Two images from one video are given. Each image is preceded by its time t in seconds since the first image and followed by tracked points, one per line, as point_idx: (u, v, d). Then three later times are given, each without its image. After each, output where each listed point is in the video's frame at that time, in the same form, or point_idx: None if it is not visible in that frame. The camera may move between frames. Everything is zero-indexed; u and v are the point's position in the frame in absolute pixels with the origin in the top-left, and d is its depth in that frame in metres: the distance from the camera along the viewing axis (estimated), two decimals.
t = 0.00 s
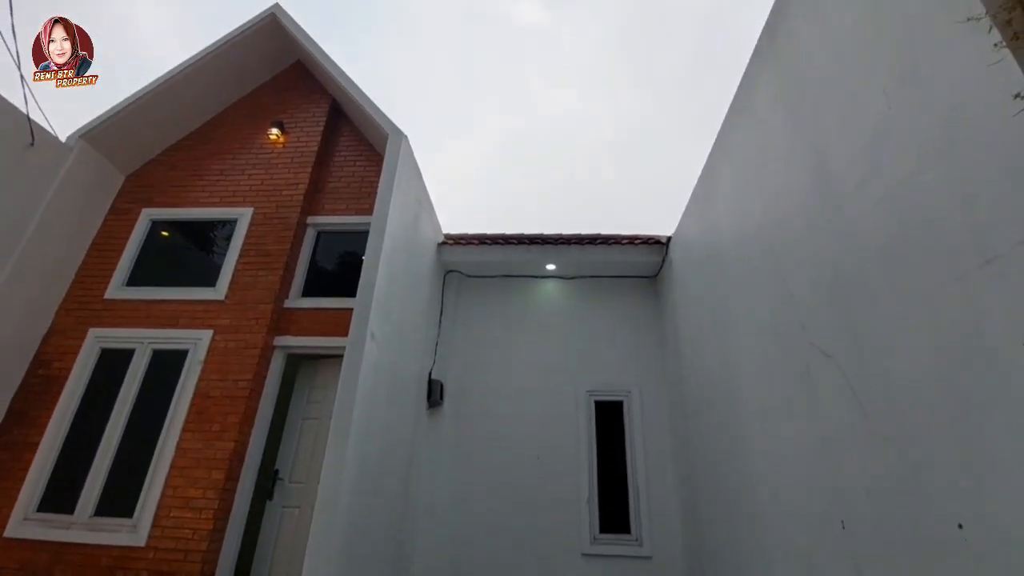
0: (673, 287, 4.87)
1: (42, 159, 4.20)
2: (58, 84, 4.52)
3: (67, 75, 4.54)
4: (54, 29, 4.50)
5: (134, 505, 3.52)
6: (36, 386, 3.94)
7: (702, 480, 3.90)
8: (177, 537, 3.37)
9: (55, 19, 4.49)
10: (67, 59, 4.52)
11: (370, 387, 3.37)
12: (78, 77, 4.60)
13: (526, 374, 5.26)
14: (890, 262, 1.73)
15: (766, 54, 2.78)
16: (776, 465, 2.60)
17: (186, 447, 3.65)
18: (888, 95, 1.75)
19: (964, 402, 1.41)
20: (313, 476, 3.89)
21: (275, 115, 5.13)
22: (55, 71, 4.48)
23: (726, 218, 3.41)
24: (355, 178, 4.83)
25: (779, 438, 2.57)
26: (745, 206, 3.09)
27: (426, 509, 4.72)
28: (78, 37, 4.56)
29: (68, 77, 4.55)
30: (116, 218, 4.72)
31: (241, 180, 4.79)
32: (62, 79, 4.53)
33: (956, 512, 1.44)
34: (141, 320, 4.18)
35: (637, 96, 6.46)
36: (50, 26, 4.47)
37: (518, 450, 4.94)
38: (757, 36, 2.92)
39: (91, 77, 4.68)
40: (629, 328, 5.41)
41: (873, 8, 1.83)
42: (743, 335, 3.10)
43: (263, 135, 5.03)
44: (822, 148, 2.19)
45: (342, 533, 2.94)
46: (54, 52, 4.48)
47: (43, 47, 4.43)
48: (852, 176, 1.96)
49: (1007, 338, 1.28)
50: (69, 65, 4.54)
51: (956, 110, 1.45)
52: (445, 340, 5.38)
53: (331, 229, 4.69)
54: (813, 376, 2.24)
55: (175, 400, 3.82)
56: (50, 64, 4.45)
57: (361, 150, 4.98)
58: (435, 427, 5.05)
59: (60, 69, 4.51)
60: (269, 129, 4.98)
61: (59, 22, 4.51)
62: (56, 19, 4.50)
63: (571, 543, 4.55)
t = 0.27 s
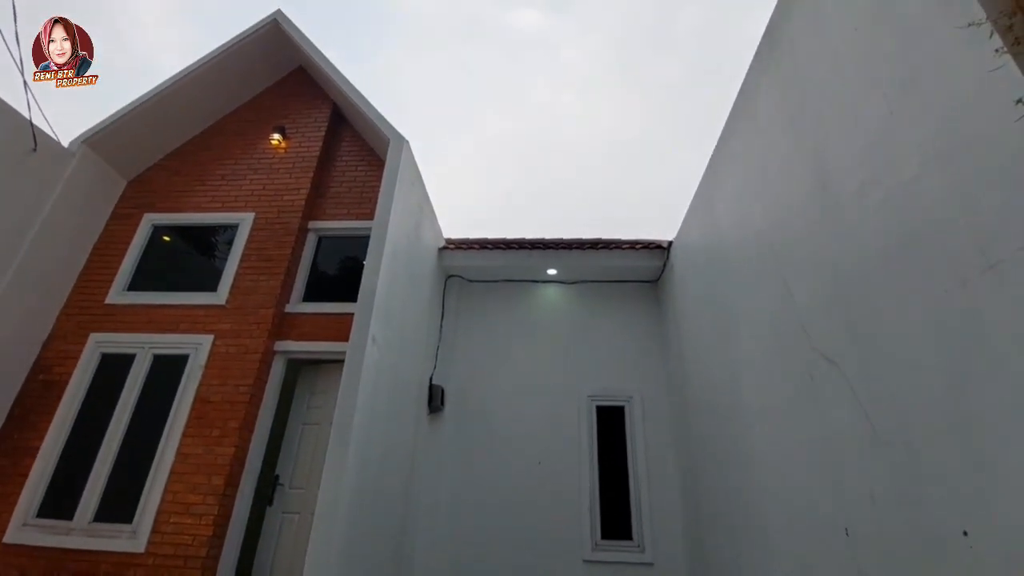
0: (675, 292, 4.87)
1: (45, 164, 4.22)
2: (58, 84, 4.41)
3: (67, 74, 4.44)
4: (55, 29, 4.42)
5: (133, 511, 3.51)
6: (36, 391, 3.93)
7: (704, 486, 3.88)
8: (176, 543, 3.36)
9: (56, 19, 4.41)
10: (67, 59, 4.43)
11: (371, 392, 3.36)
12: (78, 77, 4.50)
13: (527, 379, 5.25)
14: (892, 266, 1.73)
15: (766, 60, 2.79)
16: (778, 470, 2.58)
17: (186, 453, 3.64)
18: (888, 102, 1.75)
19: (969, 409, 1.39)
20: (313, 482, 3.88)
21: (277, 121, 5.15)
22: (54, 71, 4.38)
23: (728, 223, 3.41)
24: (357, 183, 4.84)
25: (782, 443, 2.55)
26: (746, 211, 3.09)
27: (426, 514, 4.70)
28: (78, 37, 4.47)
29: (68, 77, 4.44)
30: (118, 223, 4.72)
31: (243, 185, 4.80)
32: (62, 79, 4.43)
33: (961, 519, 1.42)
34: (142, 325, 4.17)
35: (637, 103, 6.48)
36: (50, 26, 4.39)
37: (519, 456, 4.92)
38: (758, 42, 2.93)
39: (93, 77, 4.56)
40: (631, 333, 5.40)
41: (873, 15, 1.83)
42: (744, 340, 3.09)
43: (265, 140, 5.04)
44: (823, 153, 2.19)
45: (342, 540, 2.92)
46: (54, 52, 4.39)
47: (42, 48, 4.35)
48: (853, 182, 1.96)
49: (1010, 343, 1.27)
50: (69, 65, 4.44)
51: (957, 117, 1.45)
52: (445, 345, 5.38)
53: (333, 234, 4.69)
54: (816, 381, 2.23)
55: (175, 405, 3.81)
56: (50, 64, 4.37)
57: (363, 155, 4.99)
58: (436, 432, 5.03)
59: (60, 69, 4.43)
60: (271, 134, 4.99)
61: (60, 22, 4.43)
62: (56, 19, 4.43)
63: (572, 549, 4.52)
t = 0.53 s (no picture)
0: (678, 294, 4.85)
1: (50, 168, 4.24)
2: (59, 84, 4.38)
3: (67, 74, 4.42)
4: (54, 28, 4.39)
5: (137, 513, 3.51)
6: (41, 393, 3.95)
7: (708, 489, 3.86)
8: (180, 545, 3.36)
9: (56, 19, 4.38)
10: (67, 60, 4.41)
11: (374, 394, 3.36)
12: (78, 77, 4.47)
13: (530, 382, 5.24)
14: (897, 268, 1.71)
15: (769, 61, 2.78)
16: (783, 473, 2.56)
17: (189, 455, 3.64)
18: (892, 102, 1.74)
19: (975, 411, 1.37)
20: (316, 484, 3.87)
21: (281, 124, 5.16)
22: (55, 71, 4.36)
23: (731, 224, 3.40)
24: (360, 186, 4.85)
25: (786, 446, 2.54)
26: (749, 213, 3.08)
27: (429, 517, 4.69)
28: (78, 37, 4.45)
29: (68, 77, 4.42)
30: (123, 225, 4.75)
31: (247, 188, 4.81)
32: (63, 79, 4.40)
33: (968, 524, 1.39)
34: (147, 327, 4.19)
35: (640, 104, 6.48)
36: (50, 26, 4.36)
37: (523, 458, 4.91)
38: (760, 43, 2.93)
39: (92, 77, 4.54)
40: (634, 335, 5.39)
41: (876, 16, 1.82)
42: (748, 342, 3.08)
43: (269, 143, 5.06)
44: (826, 154, 2.18)
45: (345, 542, 2.91)
46: (54, 52, 4.37)
47: (42, 48, 4.32)
48: (857, 183, 1.94)
49: (1017, 344, 1.26)
50: (69, 66, 4.42)
51: (962, 116, 1.44)
52: (448, 347, 5.37)
53: (336, 236, 4.70)
54: (820, 384, 2.21)
55: (179, 407, 3.82)
56: (50, 64, 4.33)
57: (366, 158, 5.00)
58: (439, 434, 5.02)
59: (60, 69, 4.40)
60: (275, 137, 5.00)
61: (59, 21, 4.40)
62: (56, 19, 4.40)
63: (576, 552, 4.50)
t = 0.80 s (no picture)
0: (679, 288, 4.85)
1: (50, 162, 4.23)
2: (58, 84, 4.38)
3: (67, 74, 4.43)
4: (55, 29, 4.42)
5: (140, 506, 3.53)
6: (43, 387, 3.96)
7: (709, 482, 3.87)
8: (183, 538, 3.38)
9: (55, 19, 4.41)
10: (67, 60, 4.43)
11: (375, 388, 3.37)
12: (78, 77, 4.50)
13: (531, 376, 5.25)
14: (898, 261, 1.71)
15: (770, 54, 2.77)
16: (784, 467, 2.57)
17: (192, 448, 3.66)
18: (894, 94, 1.73)
19: (976, 404, 1.37)
20: (319, 478, 3.89)
21: (281, 118, 5.14)
22: (55, 71, 4.37)
23: (732, 219, 3.39)
24: (360, 180, 4.83)
25: (787, 439, 2.54)
26: (750, 207, 3.07)
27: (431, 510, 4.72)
28: (77, 38, 4.48)
29: (68, 76, 4.43)
30: (123, 220, 4.74)
31: (247, 183, 4.80)
32: (63, 79, 4.41)
33: (969, 515, 1.40)
34: (148, 321, 4.19)
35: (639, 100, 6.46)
36: (50, 26, 4.38)
37: (524, 451, 4.92)
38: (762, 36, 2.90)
39: (92, 78, 4.56)
40: (635, 329, 5.39)
41: (879, 8, 1.81)
42: (749, 337, 3.08)
43: (269, 137, 5.04)
44: (827, 147, 2.17)
45: (347, 535, 2.93)
46: (54, 52, 4.38)
47: (42, 48, 4.33)
48: (858, 176, 1.93)
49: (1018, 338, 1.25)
50: (69, 66, 4.44)
51: (964, 108, 1.43)
52: (449, 341, 5.38)
53: (336, 231, 4.69)
54: (820, 377, 2.22)
55: (181, 401, 3.83)
56: (50, 64, 4.34)
57: (366, 152, 4.98)
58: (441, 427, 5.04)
59: (60, 69, 4.41)
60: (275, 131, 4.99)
61: (59, 22, 4.43)
62: (56, 19, 4.42)
63: (577, 544, 4.53)
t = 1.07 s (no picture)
0: (679, 269, 4.85)
1: (45, 147, 4.18)
2: (59, 83, 4.51)
3: (67, 75, 4.54)
4: (55, 29, 4.51)
5: (147, 488, 3.58)
6: (46, 372, 3.98)
7: (708, 460, 3.92)
8: (191, 519, 3.43)
9: (56, 19, 4.50)
10: (67, 60, 4.53)
11: (377, 370, 3.39)
12: (78, 77, 4.60)
13: (532, 357, 5.27)
14: (901, 240, 1.70)
15: (773, 29, 2.71)
16: (783, 445, 2.60)
17: (197, 431, 3.69)
18: (900, 71, 1.70)
19: (975, 385, 1.38)
20: (322, 459, 3.94)
21: (276, 100, 5.07)
22: (55, 71, 4.48)
23: (733, 198, 3.37)
24: (358, 162, 4.79)
25: (786, 417, 2.56)
26: (751, 186, 3.05)
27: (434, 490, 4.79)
28: (78, 37, 4.56)
29: (68, 76, 4.54)
30: (120, 205, 4.71)
31: (244, 165, 4.76)
32: (63, 79, 4.52)
33: (964, 493, 1.42)
34: (149, 306, 4.20)
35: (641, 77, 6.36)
36: (50, 26, 4.48)
37: (525, 432, 4.98)
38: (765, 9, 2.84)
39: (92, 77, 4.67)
40: (634, 310, 5.40)
41: None
42: (749, 317, 3.09)
43: (265, 119, 4.98)
44: (831, 125, 2.14)
45: (351, 515, 2.98)
46: (54, 52, 4.48)
47: (43, 47, 4.44)
48: (861, 154, 1.91)
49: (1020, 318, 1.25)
50: (69, 66, 4.54)
51: (970, 85, 1.40)
52: (450, 324, 5.40)
53: (335, 214, 4.67)
54: (820, 356, 2.23)
55: (184, 385, 3.85)
56: (50, 64, 4.45)
57: (364, 133, 4.93)
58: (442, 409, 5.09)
59: (60, 69, 4.51)
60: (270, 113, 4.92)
61: (59, 22, 4.52)
62: (56, 19, 4.51)
63: (578, 522, 4.61)
